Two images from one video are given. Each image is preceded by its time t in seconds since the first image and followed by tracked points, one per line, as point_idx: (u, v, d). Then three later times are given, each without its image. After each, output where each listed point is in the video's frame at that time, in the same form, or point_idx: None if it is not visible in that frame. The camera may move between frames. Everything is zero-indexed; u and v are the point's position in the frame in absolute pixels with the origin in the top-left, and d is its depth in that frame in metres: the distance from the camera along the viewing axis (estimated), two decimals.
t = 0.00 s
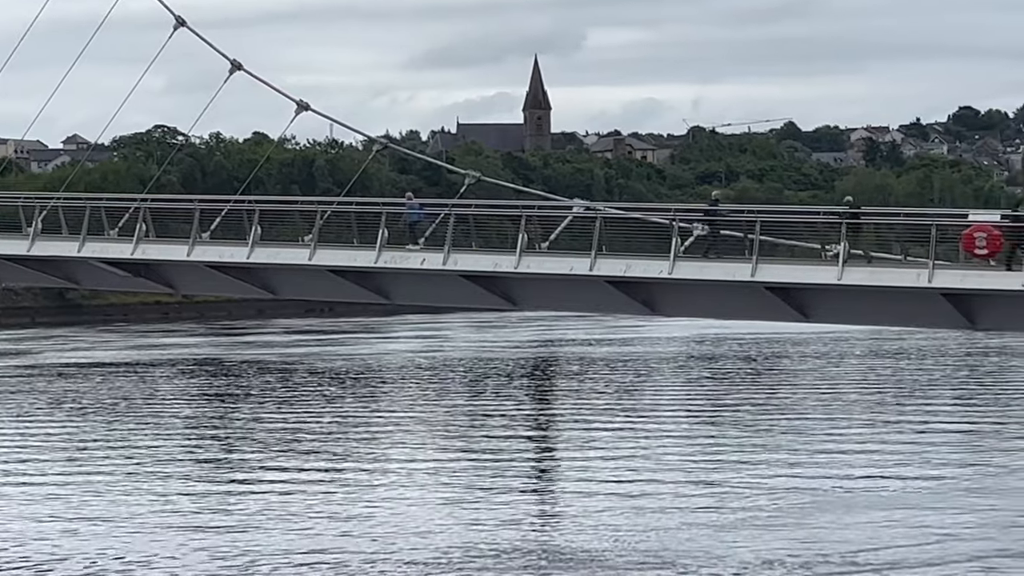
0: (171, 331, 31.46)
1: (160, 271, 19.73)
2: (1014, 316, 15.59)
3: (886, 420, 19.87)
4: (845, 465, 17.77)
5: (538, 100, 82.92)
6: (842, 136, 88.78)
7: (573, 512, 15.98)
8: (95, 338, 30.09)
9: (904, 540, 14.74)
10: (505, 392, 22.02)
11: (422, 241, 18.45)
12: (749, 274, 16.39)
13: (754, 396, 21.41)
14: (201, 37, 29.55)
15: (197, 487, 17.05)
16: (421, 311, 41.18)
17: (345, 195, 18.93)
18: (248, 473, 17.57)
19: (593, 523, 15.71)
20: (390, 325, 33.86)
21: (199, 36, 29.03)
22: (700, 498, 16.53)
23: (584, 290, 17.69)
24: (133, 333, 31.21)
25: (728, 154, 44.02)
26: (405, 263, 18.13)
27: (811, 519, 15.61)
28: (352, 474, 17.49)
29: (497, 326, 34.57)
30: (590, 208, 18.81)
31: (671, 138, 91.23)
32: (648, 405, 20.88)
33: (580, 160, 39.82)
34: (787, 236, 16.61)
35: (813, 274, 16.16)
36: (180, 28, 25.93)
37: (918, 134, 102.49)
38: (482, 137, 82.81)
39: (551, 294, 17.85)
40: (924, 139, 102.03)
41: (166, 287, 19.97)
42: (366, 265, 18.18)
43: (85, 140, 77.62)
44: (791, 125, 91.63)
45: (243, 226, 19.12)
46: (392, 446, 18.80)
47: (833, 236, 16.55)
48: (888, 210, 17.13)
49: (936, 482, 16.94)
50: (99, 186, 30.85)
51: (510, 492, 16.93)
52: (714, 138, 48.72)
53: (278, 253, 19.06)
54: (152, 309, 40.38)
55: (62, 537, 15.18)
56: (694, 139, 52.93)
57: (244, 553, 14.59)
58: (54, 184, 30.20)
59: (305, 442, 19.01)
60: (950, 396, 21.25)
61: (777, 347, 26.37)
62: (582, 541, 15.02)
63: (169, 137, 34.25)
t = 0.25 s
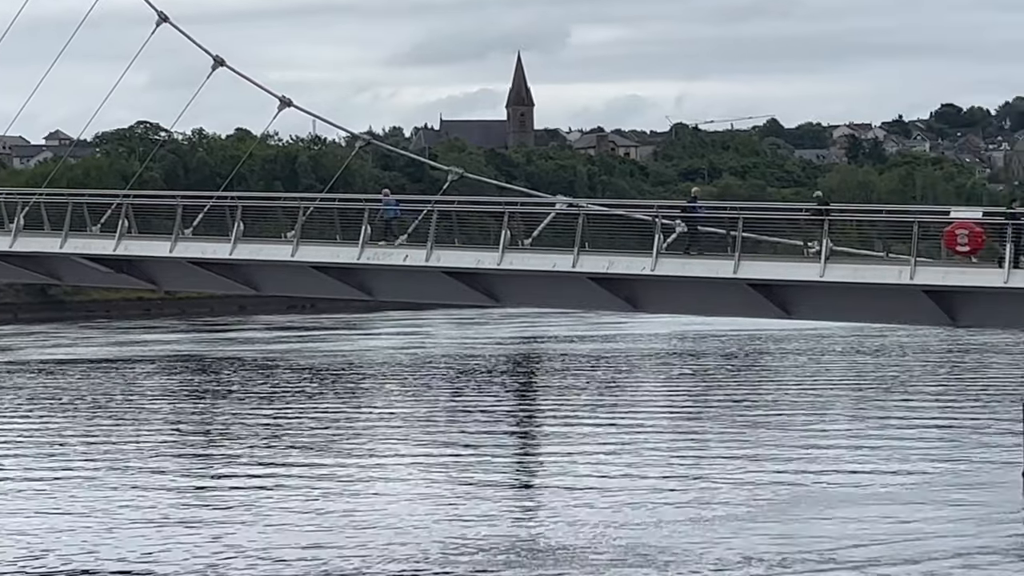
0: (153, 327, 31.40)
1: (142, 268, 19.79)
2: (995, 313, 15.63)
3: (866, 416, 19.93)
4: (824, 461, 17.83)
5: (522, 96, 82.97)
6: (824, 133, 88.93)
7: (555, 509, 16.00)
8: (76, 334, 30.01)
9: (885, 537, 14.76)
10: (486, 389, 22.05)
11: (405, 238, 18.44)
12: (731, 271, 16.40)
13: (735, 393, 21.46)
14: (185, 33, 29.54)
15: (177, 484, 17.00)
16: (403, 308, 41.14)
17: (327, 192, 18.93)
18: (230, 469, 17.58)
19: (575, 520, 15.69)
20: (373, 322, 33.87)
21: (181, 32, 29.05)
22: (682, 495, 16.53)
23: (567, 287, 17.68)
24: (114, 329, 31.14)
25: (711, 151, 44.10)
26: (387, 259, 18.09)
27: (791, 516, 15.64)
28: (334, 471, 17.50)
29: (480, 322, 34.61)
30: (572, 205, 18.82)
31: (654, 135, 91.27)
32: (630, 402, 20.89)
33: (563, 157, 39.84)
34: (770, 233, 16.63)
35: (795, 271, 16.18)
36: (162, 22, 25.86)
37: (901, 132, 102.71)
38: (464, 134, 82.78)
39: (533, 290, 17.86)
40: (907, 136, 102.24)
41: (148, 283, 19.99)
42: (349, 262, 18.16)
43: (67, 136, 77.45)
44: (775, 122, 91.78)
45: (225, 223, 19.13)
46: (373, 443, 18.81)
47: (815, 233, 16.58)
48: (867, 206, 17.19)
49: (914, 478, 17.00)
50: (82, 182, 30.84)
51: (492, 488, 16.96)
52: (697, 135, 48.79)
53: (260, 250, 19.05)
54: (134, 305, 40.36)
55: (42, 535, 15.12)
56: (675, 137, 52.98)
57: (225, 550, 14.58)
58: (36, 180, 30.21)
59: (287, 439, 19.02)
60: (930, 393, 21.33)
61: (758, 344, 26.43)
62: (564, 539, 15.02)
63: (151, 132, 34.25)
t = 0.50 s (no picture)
0: (138, 323, 31.37)
1: (128, 264, 19.79)
2: (982, 309, 15.65)
3: (852, 413, 19.97)
4: (809, 458, 17.86)
5: (510, 92, 83.02)
6: (811, 129, 88.99)
7: (541, 505, 16.01)
8: (61, 331, 29.97)
9: (871, 535, 14.77)
10: (473, 385, 22.06)
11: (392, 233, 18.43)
12: (718, 267, 16.40)
13: (722, 389, 21.49)
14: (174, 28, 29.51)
15: (160, 481, 16.97)
16: (390, 304, 41.13)
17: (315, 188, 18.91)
18: (216, 466, 17.57)
19: (561, 518, 15.68)
20: (361, 318, 33.88)
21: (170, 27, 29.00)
22: (666, 492, 16.52)
23: (555, 283, 17.68)
24: (99, 325, 31.10)
25: (699, 148, 44.15)
26: (375, 255, 18.08)
27: (776, 513, 15.66)
28: (320, 467, 17.51)
29: (468, 318, 34.63)
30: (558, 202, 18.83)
31: (641, 131, 91.28)
32: (616, 399, 20.89)
33: (551, 153, 39.82)
34: (757, 229, 16.63)
35: (783, 267, 16.18)
36: (150, 18, 25.82)
37: (889, 128, 102.84)
38: (452, 130, 82.71)
39: (521, 286, 17.87)
40: (896, 132, 102.34)
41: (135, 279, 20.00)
42: (336, 258, 18.16)
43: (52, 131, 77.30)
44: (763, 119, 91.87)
45: (213, 219, 19.13)
46: (359, 439, 18.83)
47: (802, 229, 16.58)
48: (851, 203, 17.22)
49: (898, 474, 17.04)
50: (68, 178, 30.81)
51: (478, 484, 16.97)
52: (685, 132, 48.83)
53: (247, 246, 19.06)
54: (122, 301, 40.33)
55: (24, 532, 15.08)
56: (662, 133, 52.98)
57: (211, 547, 14.56)
58: (22, 176, 30.19)
59: (273, 436, 19.02)
60: (916, 389, 21.38)
61: (744, 340, 26.48)
62: (549, 536, 15.00)
63: (138, 128, 34.22)
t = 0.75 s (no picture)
0: (132, 319, 31.36)
1: (121, 260, 19.81)
2: (976, 305, 15.67)
3: (845, 408, 20.00)
4: (801, 453, 17.89)
5: (505, 88, 83.03)
6: (805, 125, 89.01)
7: (536, 501, 16.02)
8: (55, 326, 29.97)
9: (865, 530, 14.78)
10: (467, 381, 22.09)
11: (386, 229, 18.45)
12: (712, 262, 16.42)
13: (715, 385, 21.52)
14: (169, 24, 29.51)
15: (152, 477, 16.98)
16: (385, 300, 41.14)
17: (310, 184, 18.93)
18: (210, 462, 17.58)
19: (553, 513, 15.69)
20: (355, 313, 33.90)
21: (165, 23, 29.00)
22: (660, 488, 16.54)
23: (549, 278, 17.70)
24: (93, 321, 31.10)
25: (694, 144, 44.18)
26: (370, 250, 18.10)
27: (769, 508, 15.68)
28: (313, 463, 17.53)
29: (463, 314, 34.66)
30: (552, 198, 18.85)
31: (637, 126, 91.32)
32: (609, 394, 20.91)
33: (546, 149, 39.84)
34: (751, 225, 16.64)
35: (777, 263, 16.20)
36: (144, 15, 25.82)
37: (884, 124, 102.90)
38: (446, 126, 82.66)
39: (515, 281, 17.89)
40: (890, 128, 102.40)
41: (129, 275, 20.01)
42: (331, 253, 18.18)
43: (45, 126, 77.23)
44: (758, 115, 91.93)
45: (207, 214, 19.14)
46: (352, 435, 18.85)
47: (797, 224, 16.59)
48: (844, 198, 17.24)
49: (890, 470, 17.08)
50: (63, 173, 30.82)
51: (472, 480, 16.99)
52: (680, 127, 48.87)
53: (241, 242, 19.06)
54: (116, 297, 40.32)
55: (16, 528, 15.09)
56: (656, 128, 52.99)
57: (205, 543, 14.57)
58: (17, 172, 30.19)
59: (267, 431, 19.03)
60: (909, 384, 21.42)
61: (737, 335, 26.50)
62: (541, 531, 15.01)
63: (133, 124, 34.23)
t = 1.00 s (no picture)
0: (130, 314, 31.36)
1: (118, 257, 19.82)
2: (976, 299, 15.66)
3: (843, 403, 20.00)
4: (799, 449, 17.90)
5: (503, 84, 83.05)
6: (804, 120, 89.00)
7: (535, 497, 16.00)
8: (53, 322, 29.95)
9: (865, 526, 14.77)
10: (466, 376, 22.09)
11: (384, 223, 18.43)
12: (711, 258, 16.41)
13: (714, 380, 21.51)
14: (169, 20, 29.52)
15: (150, 473, 16.98)
16: (385, 295, 41.14)
17: (308, 179, 18.92)
18: (208, 458, 17.56)
19: (551, 509, 15.69)
20: (354, 309, 33.86)
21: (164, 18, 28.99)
22: (660, 484, 16.53)
23: (549, 274, 17.69)
24: (92, 317, 31.08)
25: (693, 139, 44.18)
26: (369, 246, 18.07)
27: (766, 503, 15.68)
28: (311, 459, 17.52)
29: (463, 310, 34.61)
30: (550, 192, 18.85)
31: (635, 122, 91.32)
32: (606, 390, 20.92)
33: (544, 144, 39.83)
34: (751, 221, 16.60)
35: (777, 258, 16.18)
36: (144, 10, 25.81)
37: (882, 119, 102.98)
38: (445, 121, 82.64)
39: (514, 276, 17.88)
40: (889, 123, 102.44)
41: (126, 270, 20.01)
42: (330, 248, 18.18)
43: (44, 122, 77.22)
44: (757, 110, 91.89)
45: (206, 209, 19.13)
46: (351, 431, 18.83)
47: (795, 219, 16.57)
48: (842, 193, 17.25)
49: (887, 465, 17.08)
50: (61, 169, 30.81)
51: (471, 476, 16.97)
52: (678, 122, 48.90)
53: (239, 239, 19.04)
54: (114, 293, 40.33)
55: (13, 524, 15.07)
56: (654, 123, 52.97)
57: (202, 539, 14.54)
58: (15, 167, 30.18)
59: (266, 428, 19.02)
60: (907, 380, 21.42)
61: (736, 330, 26.51)
62: (539, 527, 15.01)
63: (131, 119, 34.22)
